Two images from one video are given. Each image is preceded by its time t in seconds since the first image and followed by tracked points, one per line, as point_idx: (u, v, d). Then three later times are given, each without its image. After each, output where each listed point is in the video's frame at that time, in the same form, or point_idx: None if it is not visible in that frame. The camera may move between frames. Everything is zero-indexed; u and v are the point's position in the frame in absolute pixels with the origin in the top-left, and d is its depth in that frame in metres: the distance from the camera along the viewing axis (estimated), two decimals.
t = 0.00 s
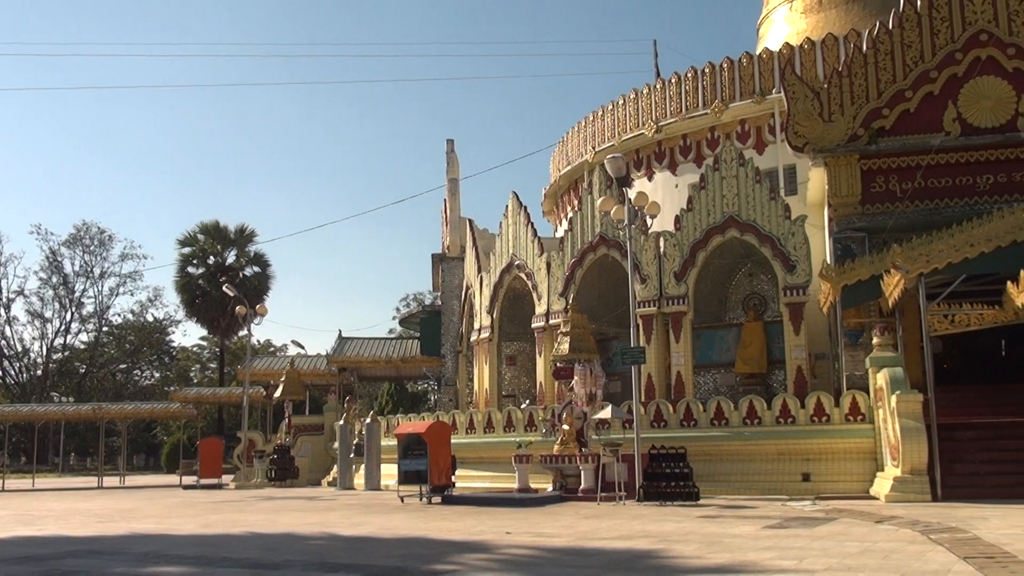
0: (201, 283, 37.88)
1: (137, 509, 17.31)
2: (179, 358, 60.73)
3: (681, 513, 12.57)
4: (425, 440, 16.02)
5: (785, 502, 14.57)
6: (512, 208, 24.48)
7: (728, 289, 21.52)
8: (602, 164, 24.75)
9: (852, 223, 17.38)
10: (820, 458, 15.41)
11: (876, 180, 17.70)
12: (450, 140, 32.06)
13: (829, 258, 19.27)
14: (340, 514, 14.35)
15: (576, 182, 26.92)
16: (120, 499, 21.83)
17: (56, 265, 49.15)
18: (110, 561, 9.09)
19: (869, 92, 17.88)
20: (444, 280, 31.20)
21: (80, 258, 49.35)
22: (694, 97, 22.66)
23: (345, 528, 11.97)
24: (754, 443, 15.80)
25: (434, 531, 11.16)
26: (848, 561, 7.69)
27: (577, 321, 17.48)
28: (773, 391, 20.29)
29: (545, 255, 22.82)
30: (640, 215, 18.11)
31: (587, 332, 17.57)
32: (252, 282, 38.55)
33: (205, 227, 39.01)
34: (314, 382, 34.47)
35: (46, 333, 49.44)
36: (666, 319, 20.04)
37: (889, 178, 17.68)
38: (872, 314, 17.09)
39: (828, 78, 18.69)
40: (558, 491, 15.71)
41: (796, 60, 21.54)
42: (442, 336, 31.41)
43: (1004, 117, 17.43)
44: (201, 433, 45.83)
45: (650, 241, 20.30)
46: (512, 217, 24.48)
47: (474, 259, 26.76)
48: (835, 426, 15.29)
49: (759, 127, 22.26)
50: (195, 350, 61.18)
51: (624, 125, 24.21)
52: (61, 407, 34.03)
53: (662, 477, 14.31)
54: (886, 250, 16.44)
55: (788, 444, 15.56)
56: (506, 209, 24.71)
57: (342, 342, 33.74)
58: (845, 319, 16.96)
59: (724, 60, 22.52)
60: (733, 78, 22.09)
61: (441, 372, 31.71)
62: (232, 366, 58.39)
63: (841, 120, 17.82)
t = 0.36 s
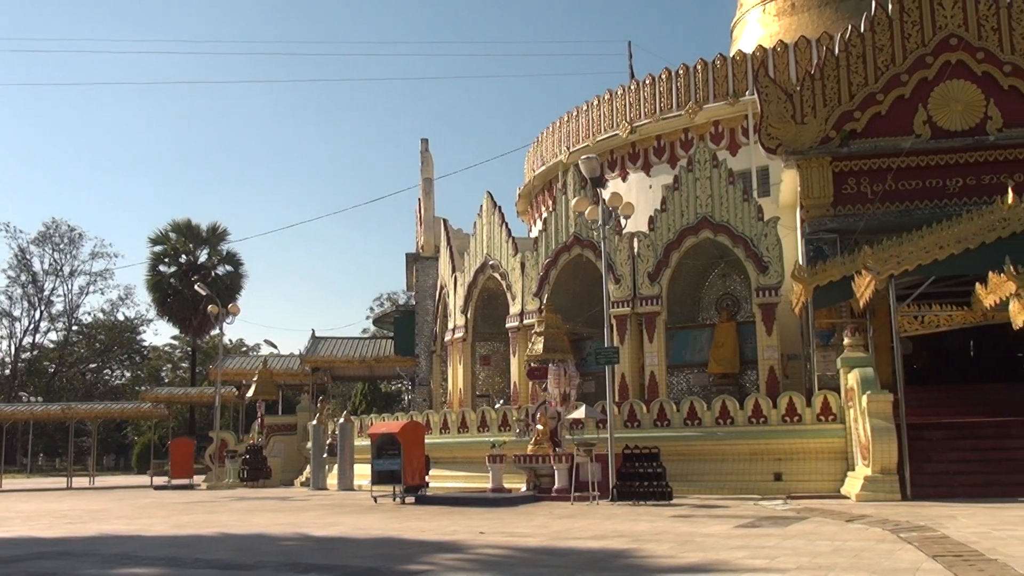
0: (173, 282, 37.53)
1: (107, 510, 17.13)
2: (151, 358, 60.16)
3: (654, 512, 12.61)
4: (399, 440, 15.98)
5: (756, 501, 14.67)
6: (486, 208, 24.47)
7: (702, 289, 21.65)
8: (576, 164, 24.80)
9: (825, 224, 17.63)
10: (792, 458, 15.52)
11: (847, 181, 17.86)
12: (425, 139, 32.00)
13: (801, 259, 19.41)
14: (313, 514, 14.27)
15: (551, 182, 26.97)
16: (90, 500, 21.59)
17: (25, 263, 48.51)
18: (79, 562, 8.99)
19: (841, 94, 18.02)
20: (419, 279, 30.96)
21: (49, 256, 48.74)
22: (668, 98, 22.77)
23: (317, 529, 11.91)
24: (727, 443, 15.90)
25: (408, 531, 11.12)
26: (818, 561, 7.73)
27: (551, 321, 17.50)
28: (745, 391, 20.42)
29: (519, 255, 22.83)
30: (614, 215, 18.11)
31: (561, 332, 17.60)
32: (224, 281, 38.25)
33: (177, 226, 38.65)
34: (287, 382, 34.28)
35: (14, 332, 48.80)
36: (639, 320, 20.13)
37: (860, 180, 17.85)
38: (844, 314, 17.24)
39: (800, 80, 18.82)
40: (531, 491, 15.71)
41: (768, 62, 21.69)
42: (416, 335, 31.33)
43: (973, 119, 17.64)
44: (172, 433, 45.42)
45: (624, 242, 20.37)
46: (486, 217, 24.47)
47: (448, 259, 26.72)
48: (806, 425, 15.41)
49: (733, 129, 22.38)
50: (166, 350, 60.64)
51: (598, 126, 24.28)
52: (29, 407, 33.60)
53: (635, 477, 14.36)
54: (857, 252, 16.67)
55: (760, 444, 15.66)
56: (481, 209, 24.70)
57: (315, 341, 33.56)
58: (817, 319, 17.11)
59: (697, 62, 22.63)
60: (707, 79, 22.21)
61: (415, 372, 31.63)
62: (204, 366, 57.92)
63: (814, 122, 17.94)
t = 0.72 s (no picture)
0: (146, 280, 37.18)
1: (77, 510, 16.92)
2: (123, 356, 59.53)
3: (628, 512, 12.64)
4: (373, 440, 15.93)
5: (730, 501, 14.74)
6: (462, 207, 24.43)
7: (677, 290, 21.75)
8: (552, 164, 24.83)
9: (799, 227, 17.77)
10: (765, 458, 15.62)
11: (822, 184, 17.98)
12: (401, 139, 31.91)
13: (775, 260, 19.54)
14: (287, 514, 14.17)
15: (527, 182, 26.98)
16: (59, 500, 21.34)
17: None
18: (48, 563, 8.87)
19: (816, 97, 18.16)
20: (395, 278, 30.83)
21: (20, 253, 48.14)
22: (644, 100, 22.85)
23: (290, 529, 11.83)
24: (701, 443, 15.97)
25: (382, 532, 11.07)
26: (791, 560, 7.77)
27: (527, 322, 17.49)
28: (720, 392, 20.53)
29: (495, 255, 22.81)
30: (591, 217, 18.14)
31: (537, 333, 17.61)
32: (198, 280, 37.95)
33: (150, 223, 38.29)
34: (261, 382, 34.08)
35: None
36: (615, 320, 20.17)
37: (834, 182, 17.98)
38: (817, 316, 17.38)
39: (775, 83, 18.94)
40: (506, 491, 15.68)
41: (744, 65, 21.81)
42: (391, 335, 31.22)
43: (945, 123, 17.83)
44: (144, 432, 44.99)
45: (599, 243, 20.40)
46: (462, 217, 24.43)
47: (424, 258, 26.65)
48: (780, 426, 15.51)
49: (709, 131, 22.49)
50: (139, 348, 60.05)
51: (575, 126, 24.32)
52: None
53: (609, 477, 14.39)
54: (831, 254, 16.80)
55: (734, 445, 15.74)
56: (457, 208, 24.66)
57: (290, 340, 33.35)
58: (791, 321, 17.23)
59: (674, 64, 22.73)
60: (683, 81, 22.30)
61: (390, 371, 31.53)
62: (177, 364, 57.41)
63: (788, 125, 18.08)
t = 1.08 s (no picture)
0: (113, 278, 36.74)
1: (40, 510, 16.66)
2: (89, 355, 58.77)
3: (597, 513, 12.66)
4: (342, 440, 15.86)
5: (698, 502, 14.82)
6: (434, 207, 24.38)
7: (648, 291, 21.84)
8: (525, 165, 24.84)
9: (768, 229, 17.91)
10: (733, 459, 15.72)
11: (791, 188, 18.14)
12: (374, 138, 31.78)
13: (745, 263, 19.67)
14: (255, 515, 14.05)
15: (499, 182, 26.97)
16: (23, 500, 21.01)
17: None
18: (10, 564, 8.71)
19: (786, 101, 18.32)
20: (365, 278, 30.72)
21: None
22: (617, 102, 22.94)
23: (258, 529, 11.72)
24: (670, 444, 16.03)
25: (351, 532, 11.00)
26: (759, 561, 7.84)
27: (499, 322, 17.49)
28: (689, 394, 20.63)
29: (467, 256, 22.78)
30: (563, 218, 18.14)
31: (508, 333, 17.61)
32: (166, 278, 37.55)
33: (117, 221, 37.82)
34: (230, 381, 33.79)
35: None
36: (585, 322, 20.22)
37: (804, 186, 18.14)
38: (785, 319, 17.52)
39: (747, 87, 19.08)
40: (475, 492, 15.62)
41: (716, 68, 21.94)
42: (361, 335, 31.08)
43: (913, 128, 18.05)
44: (110, 432, 44.45)
45: (571, 244, 20.44)
46: (434, 217, 24.37)
47: (395, 258, 26.56)
48: (748, 427, 15.60)
49: (680, 133, 22.60)
50: (106, 346, 59.34)
51: (548, 127, 24.37)
52: None
53: (579, 478, 14.40)
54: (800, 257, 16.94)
55: (703, 446, 15.81)
56: (428, 208, 24.60)
57: (259, 339, 33.11)
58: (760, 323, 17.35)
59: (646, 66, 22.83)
60: (655, 83, 22.40)
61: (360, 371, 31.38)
62: (144, 363, 56.78)
63: (759, 129, 18.23)
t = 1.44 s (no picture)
0: (79, 276, 36.24)
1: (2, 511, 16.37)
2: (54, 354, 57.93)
3: (567, 514, 12.67)
4: (310, 441, 15.73)
5: (667, 502, 14.89)
6: (405, 207, 24.32)
7: (618, 293, 21.93)
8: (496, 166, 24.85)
9: (737, 232, 18.00)
10: (702, 460, 15.81)
11: (760, 191, 18.32)
12: (344, 137, 31.64)
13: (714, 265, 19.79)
14: (222, 516, 13.90)
15: (470, 183, 26.96)
16: None
17: None
18: None
19: (756, 105, 18.47)
20: (335, 277, 30.57)
21: None
22: (588, 103, 23.01)
23: (225, 531, 11.61)
24: (639, 445, 16.08)
25: (319, 533, 10.92)
26: (727, 561, 7.88)
27: (468, 323, 17.51)
28: (658, 395, 20.73)
29: (437, 256, 22.73)
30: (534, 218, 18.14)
31: (478, 333, 17.58)
32: (133, 277, 37.11)
33: (84, 218, 37.31)
34: (197, 381, 33.48)
35: None
36: (555, 323, 20.24)
37: (773, 190, 18.34)
38: (754, 321, 17.66)
39: (717, 89, 19.20)
40: (444, 493, 15.56)
41: (687, 71, 22.07)
42: (331, 334, 30.91)
43: (880, 133, 18.25)
44: (75, 432, 43.87)
45: (542, 245, 20.46)
46: (405, 217, 24.30)
47: (365, 257, 26.45)
48: (717, 428, 15.70)
49: (651, 136, 22.70)
50: (71, 345, 58.55)
51: (519, 128, 24.41)
52: None
53: (549, 478, 14.41)
54: (768, 260, 17.10)
55: (672, 447, 15.89)
56: (399, 208, 24.52)
57: (227, 338, 32.83)
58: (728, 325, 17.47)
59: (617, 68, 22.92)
60: (626, 86, 22.50)
61: (329, 371, 31.22)
62: (110, 363, 56.09)
63: (729, 132, 18.34)
